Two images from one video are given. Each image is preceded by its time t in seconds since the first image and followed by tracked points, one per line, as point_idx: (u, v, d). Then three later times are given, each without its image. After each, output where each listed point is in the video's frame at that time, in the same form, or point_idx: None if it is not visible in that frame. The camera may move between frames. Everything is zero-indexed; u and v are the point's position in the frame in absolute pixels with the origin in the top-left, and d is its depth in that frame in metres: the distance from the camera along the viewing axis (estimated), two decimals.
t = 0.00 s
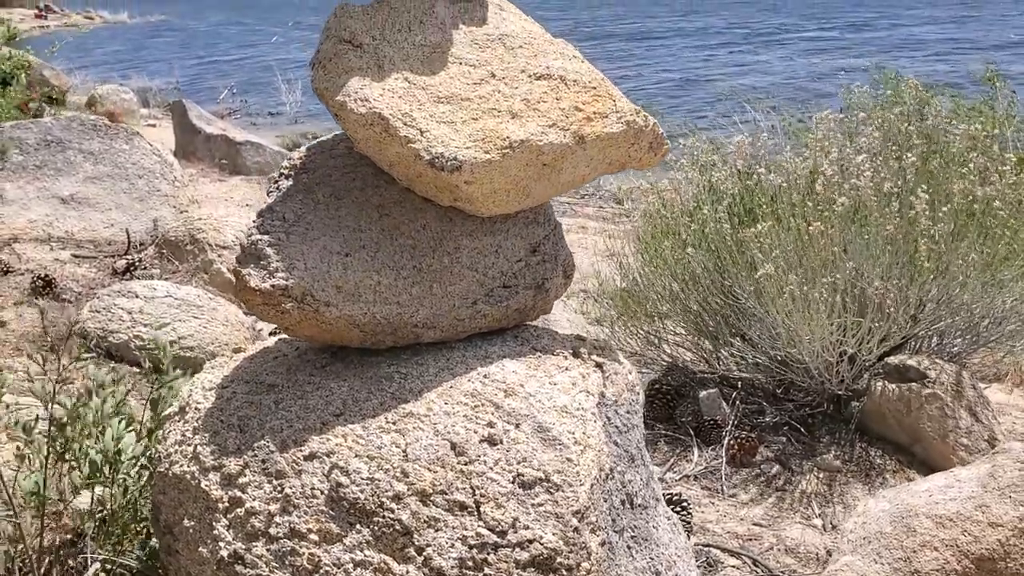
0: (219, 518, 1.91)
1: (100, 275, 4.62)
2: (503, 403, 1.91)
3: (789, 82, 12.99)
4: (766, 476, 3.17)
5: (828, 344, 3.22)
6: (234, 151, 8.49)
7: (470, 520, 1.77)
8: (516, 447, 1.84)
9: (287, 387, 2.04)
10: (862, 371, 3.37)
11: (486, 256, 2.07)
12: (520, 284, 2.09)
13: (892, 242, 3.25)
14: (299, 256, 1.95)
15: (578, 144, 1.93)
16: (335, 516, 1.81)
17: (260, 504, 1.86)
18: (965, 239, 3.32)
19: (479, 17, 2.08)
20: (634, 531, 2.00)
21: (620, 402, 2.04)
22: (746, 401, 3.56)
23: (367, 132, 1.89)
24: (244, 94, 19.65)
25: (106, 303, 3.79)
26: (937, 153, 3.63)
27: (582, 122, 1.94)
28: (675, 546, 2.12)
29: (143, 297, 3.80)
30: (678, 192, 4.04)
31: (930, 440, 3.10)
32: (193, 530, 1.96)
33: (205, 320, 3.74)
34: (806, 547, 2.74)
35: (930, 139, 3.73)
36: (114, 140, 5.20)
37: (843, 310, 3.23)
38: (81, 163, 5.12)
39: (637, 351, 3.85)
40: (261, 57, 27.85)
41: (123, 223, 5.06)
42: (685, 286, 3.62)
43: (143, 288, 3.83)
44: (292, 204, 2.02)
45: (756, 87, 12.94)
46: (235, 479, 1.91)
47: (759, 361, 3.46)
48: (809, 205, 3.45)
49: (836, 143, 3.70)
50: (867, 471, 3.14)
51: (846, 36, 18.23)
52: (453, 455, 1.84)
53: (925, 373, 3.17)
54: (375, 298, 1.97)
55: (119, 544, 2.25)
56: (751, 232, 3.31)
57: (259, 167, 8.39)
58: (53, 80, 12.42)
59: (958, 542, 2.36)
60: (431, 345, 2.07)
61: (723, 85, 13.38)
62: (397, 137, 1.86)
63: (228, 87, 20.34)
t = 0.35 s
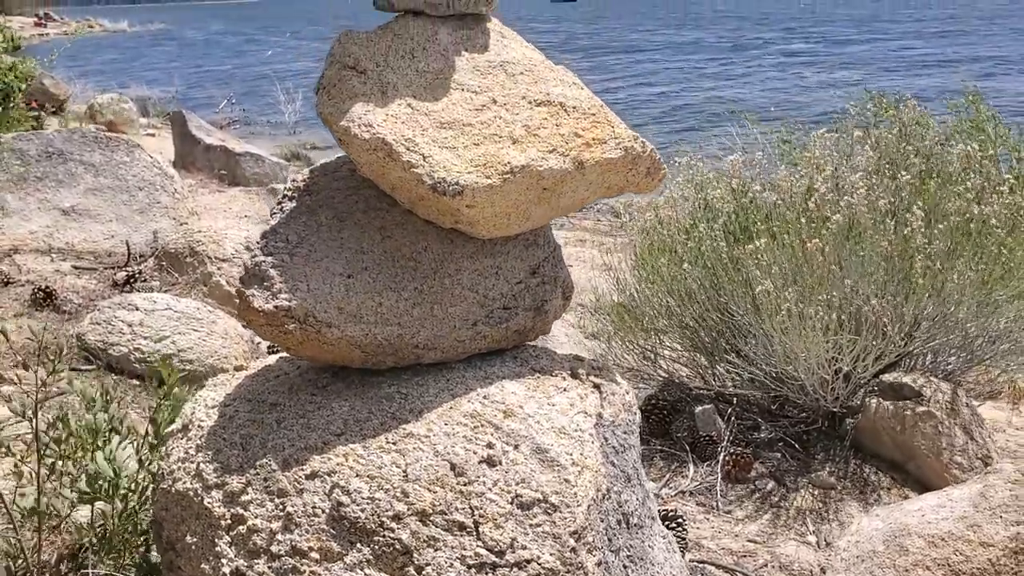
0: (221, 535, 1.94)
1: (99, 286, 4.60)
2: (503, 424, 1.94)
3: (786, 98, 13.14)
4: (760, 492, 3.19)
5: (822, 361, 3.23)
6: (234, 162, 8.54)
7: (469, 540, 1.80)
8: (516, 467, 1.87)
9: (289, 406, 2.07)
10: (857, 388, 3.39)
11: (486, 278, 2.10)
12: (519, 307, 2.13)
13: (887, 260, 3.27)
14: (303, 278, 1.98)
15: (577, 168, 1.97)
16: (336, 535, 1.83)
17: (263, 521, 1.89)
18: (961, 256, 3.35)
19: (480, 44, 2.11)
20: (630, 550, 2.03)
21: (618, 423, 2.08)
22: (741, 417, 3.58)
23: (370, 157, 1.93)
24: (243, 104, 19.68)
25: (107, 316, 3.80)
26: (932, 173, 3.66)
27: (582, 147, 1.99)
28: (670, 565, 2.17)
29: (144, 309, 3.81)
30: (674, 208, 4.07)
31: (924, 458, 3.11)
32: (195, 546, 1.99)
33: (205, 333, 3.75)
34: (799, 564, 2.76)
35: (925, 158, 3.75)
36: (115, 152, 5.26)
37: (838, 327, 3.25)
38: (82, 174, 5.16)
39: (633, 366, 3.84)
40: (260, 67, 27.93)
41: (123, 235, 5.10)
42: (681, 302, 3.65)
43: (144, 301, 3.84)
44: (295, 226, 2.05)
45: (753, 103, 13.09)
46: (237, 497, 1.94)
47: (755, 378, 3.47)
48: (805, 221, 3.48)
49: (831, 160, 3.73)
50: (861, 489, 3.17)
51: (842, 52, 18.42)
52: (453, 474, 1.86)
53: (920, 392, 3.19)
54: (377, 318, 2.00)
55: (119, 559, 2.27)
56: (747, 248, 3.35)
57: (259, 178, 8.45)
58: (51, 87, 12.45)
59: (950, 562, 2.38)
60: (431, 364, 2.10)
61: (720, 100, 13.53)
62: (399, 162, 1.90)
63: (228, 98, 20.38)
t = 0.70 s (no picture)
0: (211, 554, 2.00)
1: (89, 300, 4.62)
2: (487, 447, 2.04)
3: (769, 120, 13.37)
4: (742, 509, 3.23)
5: (803, 380, 3.28)
6: (224, 174, 8.58)
7: (453, 561, 1.89)
8: (498, 490, 1.98)
9: (278, 428, 2.14)
10: (838, 406, 3.45)
11: (472, 303, 2.21)
12: (505, 331, 2.24)
13: (866, 281, 3.34)
14: (292, 303, 2.07)
15: (562, 198, 2.10)
16: (323, 555, 1.91)
17: (250, 541, 1.96)
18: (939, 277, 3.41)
19: (468, 76, 2.24)
20: (610, 569, 2.11)
21: (600, 445, 2.17)
22: (725, 434, 3.62)
23: (360, 185, 2.05)
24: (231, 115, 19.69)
25: (97, 331, 3.82)
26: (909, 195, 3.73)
27: (566, 177, 2.11)
28: None
29: (135, 325, 3.83)
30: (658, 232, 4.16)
31: (905, 476, 3.16)
32: (185, 564, 2.06)
33: (193, 349, 3.78)
34: None
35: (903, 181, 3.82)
36: (106, 166, 5.27)
37: (817, 346, 3.30)
38: (72, 189, 5.14)
39: (618, 383, 3.88)
40: (248, 79, 27.96)
41: (112, 249, 5.12)
42: (664, 322, 3.69)
43: (134, 317, 3.86)
44: (286, 252, 2.15)
45: (737, 123, 13.30)
46: (227, 517, 2.01)
47: (737, 395, 3.51)
48: (784, 243, 3.54)
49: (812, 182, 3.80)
50: (842, 506, 3.21)
51: (824, 75, 18.70)
52: (438, 497, 1.96)
53: (899, 411, 3.23)
54: (364, 342, 2.10)
55: None
56: (727, 269, 3.40)
57: (248, 191, 8.50)
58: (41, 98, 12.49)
59: None
60: (418, 388, 2.20)
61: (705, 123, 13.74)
62: (388, 190, 2.01)
63: (218, 109, 20.40)
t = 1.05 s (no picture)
0: None
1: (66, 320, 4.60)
2: (463, 476, 2.13)
3: (743, 150, 13.57)
4: (715, 532, 3.28)
5: (774, 405, 3.33)
6: (203, 194, 8.58)
7: None
8: (474, 518, 2.06)
9: (258, 454, 2.22)
10: (809, 431, 3.51)
11: (451, 332, 2.31)
12: (482, 360, 2.34)
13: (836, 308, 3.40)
14: (273, 332, 2.16)
15: (539, 230, 2.23)
16: None
17: (230, 566, 2.03)
18: (908, 306, 3.48)
19: (448, 112, 2.41)
20: None
21: (574, 472, 2.28)
22: (699, 458, 3.67)
23: (342, 218, 2.17)
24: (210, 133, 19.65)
25: (75, 352, 3.83)
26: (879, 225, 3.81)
27: (543, 211, 2.24)
28: None
29: (113, 346, 3.84)
30: (636, 258, 4.24)
31: (875, 500, 3.21)
32: None
33: (173, 370, 3.79)
34: None
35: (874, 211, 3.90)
36: (86, 188, 5.31)
37: (789, 372, 3.36)
38: (51, 209, 5.17)
39: (594, 407, 3.91)
40: (227, 97, 27.96)
41: (92, 269, 5.05)
42: (640, 346, 3.73)
43: (113, 337, 3.87)
44: (268, 282, 2.26)
45: (712, 153, 13.49)
46: (207, 542, 2.07)
47: (709, 419, 3.56)
48: (757, 271, 3.60)
49: (784, 211, 3.87)
50: (814, 530, 3.26)
51: (795, 115, 19.09)
52: (415, 524, 2.04)
53: (870, 435, 3.31)
54: (344, 370, 2.19)
55: None
56: (701, 295, 3.46)
57: (227, 211, 8.53)
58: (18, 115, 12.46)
59: None
60: (396, 417, 2.29)
61: (680, 155, 13.93)
62: (369, 223, 2.14)
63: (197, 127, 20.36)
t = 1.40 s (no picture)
0: None
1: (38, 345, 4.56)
2: (437, 505, 2.20)
3: (715, 175, 13.73)
4: (689, 557, 3.29)
5: (747, 430, 3.36)
6: (177, 216, 8.57)
7: None
8: (448, 546, 2.12)
9: (232, 483, 2.30)
10: (781, 456, 3.55)
11: (425, 360, 2.39)
12: (456, 389, 2.42)
13: (807, 334, 3.44)
14: (248, 361, 2.24)
15: (513, 260, 2.31)
16: None
17: None
18: (877, 332, 3.53)
19: (424, 143, 2.50)
20: None
21: (547, 500, 2.34)
22: (673, 483, 3.69)
23: (318, 248, 2.25)
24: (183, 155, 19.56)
25: (46, 377, 3.80)
26: (848, 252, 3.86)
27: (517, 241, 2.33)
28: None
29: (86, 371, 3.79)
30: (611, 283, 4.28)
31: (846, 524, 3.25)
32: None
33: (146, 396, 3.75)
34: None
35: (844, 238, 3.96)
36: (59, 211, 5.24)
37: (760, 397, 3.39)
38: (23, 231, 5.11)
39: (569, 431, 3.91)
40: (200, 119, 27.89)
41: (64, 292, 5.03)
42: (614, 371, 3.75)
43: (85, 362, 3.82)
44: (243, 311, 2.32)
45: (683, 178, 13.64)
46: (180, 571, 2.14)
47: (683, 444, 3.58)
48: (730, 296, 3.63)
49: (756, 237, 3.91)
50: (785, 554, 3.28)
51: (766, 141, 19.37)
52: (389, 553, 2.09)
53: (840, 460, 3.33)
54: (319, 400, 2.27)
55: None
56: (675, 321, 3.49)
57: (202, 233, 8.53)
58: None
59: None
60: (370, 445, 2.37)
61: (652, 179, 14.07)
62: (345, 253, 2.22)
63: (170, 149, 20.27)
